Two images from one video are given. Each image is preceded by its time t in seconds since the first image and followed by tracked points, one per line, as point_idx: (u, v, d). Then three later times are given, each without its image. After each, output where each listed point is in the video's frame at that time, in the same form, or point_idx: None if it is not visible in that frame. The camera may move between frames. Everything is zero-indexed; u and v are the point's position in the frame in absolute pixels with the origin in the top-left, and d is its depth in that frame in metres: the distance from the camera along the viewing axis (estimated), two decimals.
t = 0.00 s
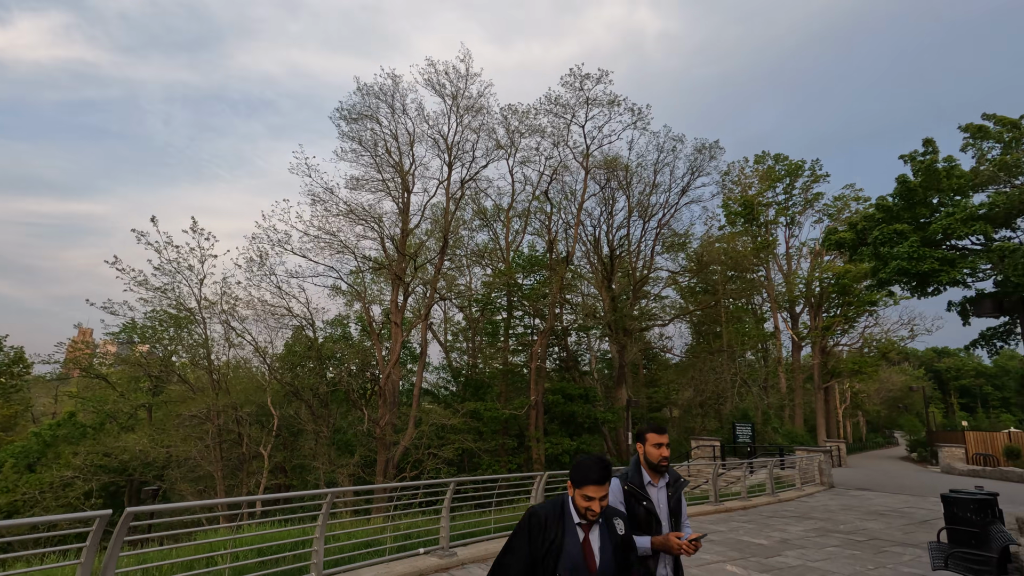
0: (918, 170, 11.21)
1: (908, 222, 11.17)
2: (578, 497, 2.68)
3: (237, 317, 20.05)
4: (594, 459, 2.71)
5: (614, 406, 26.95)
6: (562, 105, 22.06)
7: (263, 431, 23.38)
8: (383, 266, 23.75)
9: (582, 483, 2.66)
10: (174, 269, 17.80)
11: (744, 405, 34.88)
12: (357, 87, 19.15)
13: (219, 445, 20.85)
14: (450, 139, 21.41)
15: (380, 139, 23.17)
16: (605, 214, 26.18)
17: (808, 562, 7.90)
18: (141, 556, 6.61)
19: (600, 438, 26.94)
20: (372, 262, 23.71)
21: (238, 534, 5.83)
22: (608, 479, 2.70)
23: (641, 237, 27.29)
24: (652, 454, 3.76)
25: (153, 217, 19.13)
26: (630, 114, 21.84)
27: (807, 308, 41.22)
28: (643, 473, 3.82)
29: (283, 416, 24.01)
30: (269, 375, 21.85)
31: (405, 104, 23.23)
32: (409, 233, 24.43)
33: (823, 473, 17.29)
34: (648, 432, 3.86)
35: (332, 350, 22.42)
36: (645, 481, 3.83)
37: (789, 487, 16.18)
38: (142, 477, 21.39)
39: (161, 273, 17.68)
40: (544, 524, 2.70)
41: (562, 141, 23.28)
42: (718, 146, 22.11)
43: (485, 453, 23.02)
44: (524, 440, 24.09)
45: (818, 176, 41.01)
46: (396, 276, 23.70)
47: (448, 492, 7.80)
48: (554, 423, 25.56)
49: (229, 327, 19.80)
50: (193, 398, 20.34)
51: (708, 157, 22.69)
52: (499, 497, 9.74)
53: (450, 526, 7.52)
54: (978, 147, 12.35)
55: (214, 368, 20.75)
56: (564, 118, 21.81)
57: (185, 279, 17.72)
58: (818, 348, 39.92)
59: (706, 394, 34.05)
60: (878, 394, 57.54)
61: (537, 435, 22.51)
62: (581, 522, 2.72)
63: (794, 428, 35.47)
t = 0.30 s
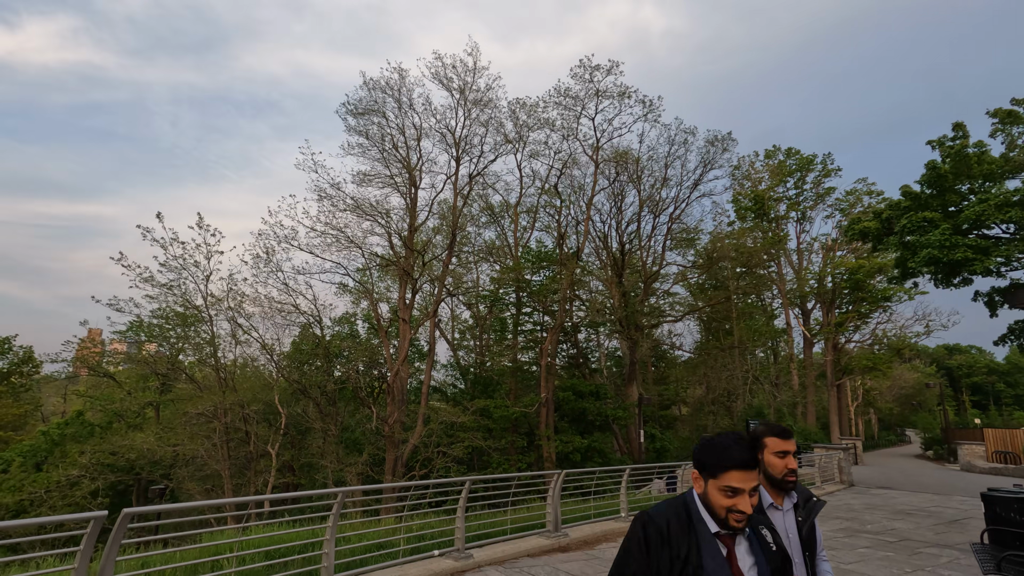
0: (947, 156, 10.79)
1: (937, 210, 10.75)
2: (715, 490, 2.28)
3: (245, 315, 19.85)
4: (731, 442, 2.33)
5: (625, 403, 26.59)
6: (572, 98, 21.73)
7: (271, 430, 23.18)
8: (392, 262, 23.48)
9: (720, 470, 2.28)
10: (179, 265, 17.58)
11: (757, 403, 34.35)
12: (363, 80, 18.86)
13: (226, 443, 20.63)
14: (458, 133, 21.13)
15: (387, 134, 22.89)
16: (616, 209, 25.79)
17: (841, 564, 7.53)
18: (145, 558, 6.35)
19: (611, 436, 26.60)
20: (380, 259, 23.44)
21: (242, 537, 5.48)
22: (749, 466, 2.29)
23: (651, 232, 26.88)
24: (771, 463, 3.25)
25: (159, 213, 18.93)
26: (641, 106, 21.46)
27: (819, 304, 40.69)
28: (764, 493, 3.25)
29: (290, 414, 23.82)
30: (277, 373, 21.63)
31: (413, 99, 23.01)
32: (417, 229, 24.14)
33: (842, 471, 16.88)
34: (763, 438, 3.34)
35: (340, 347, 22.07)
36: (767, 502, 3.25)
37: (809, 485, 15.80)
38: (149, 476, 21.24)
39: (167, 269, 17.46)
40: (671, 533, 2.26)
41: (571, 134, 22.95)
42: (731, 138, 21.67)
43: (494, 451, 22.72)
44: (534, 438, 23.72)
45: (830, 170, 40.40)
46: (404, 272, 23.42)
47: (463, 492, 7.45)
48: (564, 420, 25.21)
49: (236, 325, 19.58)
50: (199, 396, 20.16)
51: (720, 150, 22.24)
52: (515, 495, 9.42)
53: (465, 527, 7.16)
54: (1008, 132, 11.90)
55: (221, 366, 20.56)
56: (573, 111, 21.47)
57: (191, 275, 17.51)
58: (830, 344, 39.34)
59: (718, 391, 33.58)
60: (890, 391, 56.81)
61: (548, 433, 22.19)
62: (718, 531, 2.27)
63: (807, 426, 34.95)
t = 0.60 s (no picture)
0: (969, 146, 10.43)
1: (958, 201, 10.39)
2: None
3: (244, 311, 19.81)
4: None
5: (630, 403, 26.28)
6: (576, 93, 21.42)
7: (270, 431, 22.88)
8: (393, 259, 23.13)
9: None
10: (176, 262, 17.28)
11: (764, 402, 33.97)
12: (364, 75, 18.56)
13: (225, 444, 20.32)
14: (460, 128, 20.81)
15: (388, 130, 22.57)
16: (621, 206, 25.44)
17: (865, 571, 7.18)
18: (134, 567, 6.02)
19: (615, 436, 26.30)
20: (381, 257, 23.11)
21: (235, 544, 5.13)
22: None
23: (656, 230, 26.54)
24: (970, 462, 2.06)
25: (155, 209, 18.59)
26: (646, 100, 21.13)
27: (823, 303, 40.40)
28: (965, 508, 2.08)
29: (291, 414, 23.53)
30: (277, 373, 21.31)
31: (414, 94, 22.70)
32: (418, 226, 23.80)
33: (853, 471, 16.55)
34: (951, 428, 2.16)
35: (340, 346, 21.67)
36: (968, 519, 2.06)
37: (820, 486, 15.46)
38: (146, 477, 20.94)
39: (164, 267, 17.11)
40: None
41: (575, 129, 22.60)
42: (737, 133, 21.30)
43: (497, 451, 22.41)
44: (537, 438, 23.39)
45: (835, 167, 40.04)
46: (406, 270, 23.09)
47: (469, 495, 7.11)
48: (567, 420, 24.89)
49: (233, 323, 19.27)
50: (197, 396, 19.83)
51: (726, 145, 21.89)
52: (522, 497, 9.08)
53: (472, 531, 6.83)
54: None
55: (219, 366, 20.22)
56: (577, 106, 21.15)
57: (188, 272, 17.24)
58: (835, 343, 38.98)
59: (722, 391, 33.24)
60: (894, 391, 56.42)
61: (552, 433, 21.88)
62: None
63: (813, 425, 34.60)
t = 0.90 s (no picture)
0: (982, 134, 10.16)
1: (971, 190, 10.08)
2: None
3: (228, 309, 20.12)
4: None
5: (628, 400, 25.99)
6: (575, 85, 21.09)
7: (263, 429, 22.47)
8: (389, 255, 22.72)
9: None
10: (166, 256, 16.85)
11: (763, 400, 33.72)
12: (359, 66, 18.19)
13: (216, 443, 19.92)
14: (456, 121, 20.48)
15: (383, 123, 22.17)
16: (620, 201, 25.12)
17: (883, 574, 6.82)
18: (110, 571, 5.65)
19: (614, 434, 26.00)
20: (376, 253, 22.70)
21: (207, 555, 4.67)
22: None
23: (655, 226, 26.23)
24: None
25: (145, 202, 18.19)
26: (647, 93, 20.84)
27: (821, 300, 40.18)
28: None
29: (284, 412, 23.13)
30: (270, 370, 20.91)
31: (409, 87, 22.34)
32: (414, 222, 23.41)
33: (858, 470, 16.26)
34: None
35: (334, 343, 21.26)
36: None
37: (825, 485, 15.15)
38: (135, 477, 20.49)
39: (153, 261, 16.67)
40: None
41: (574, 122, 22.27)
42: (738, 126, 21.02)
43: (494, 450, 22.06)
44: (535, 436, 23.04)
45: (834, 164, 39.83)
46: (401, 266, 22.67)
47: (468, 496, 6.72)
48: (565, 418, 24.57)
49: (225, 318, 18.85)
50: (187, 393, 19.40)
51: (727, 139, 21.57)
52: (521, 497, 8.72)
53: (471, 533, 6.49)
54: None
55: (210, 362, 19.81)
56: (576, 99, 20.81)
57: (179, 265, 16.84)
58: (834, 340, 38.76)
59: (721, 388, 32.97)
60: (892, 389, 56.29)
61: (550, 430, 21.52)
62: None
63: (813, 423, 34.37)
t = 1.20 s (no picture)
0: (984, 128, 9.98)
1: (974, 184, 9.88)
2: None
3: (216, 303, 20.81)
4: None
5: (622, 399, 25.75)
6: (569, 79, 20.77)
7: (248, 430, 21.98)
8: (378, 252, 22.22)
9: None
10: (147, 251, 16.32)
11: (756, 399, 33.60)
12: (347, 58, 17.73)
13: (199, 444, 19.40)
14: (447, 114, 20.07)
15: (373, 116, 21.73)
16: (613, 197, 24.83)
17: None
18: None
19: (607, 432, 25.76)
20: (365, 250, 22.26)
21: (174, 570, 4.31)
22: None
23: (648, 223, 26.01)
24: None
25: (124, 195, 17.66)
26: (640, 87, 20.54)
27: (812, 298, 40.20)
28: None
29: (271, 412, 22.64)
30: (255, 370, 20.40)
31: (400, 80, 21.90)
32: (404, 218, 22.94)
33: (854, 469, 16.10)
34: None
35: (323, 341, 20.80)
36: None
37: (822, 485, 14.96)
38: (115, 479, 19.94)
39: (133, 256, 16.13)
40: None
41: (568, 117, 21.96)
42: (732, 122, 20.77)
43: (485, 450, 21.70)
44: (526, 435, 22.74)
45: (825, 163, 39.83)
46: (391, 263, 22.22)
47: (459, 500, 6.37)
48: (558, 417, 24.28)
49: (209, 315, 18.35)
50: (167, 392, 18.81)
51: (721, 135, 21.33)
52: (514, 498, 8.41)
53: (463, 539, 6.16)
54: None
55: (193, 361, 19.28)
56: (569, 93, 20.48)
57: (160, 260, 16.35)
58: (825, 339, 38.76)
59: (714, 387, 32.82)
60: (882, 387, 56.54)
61: (542, 430, 21.13)
62: None
63: (804, 422, 34.31)
